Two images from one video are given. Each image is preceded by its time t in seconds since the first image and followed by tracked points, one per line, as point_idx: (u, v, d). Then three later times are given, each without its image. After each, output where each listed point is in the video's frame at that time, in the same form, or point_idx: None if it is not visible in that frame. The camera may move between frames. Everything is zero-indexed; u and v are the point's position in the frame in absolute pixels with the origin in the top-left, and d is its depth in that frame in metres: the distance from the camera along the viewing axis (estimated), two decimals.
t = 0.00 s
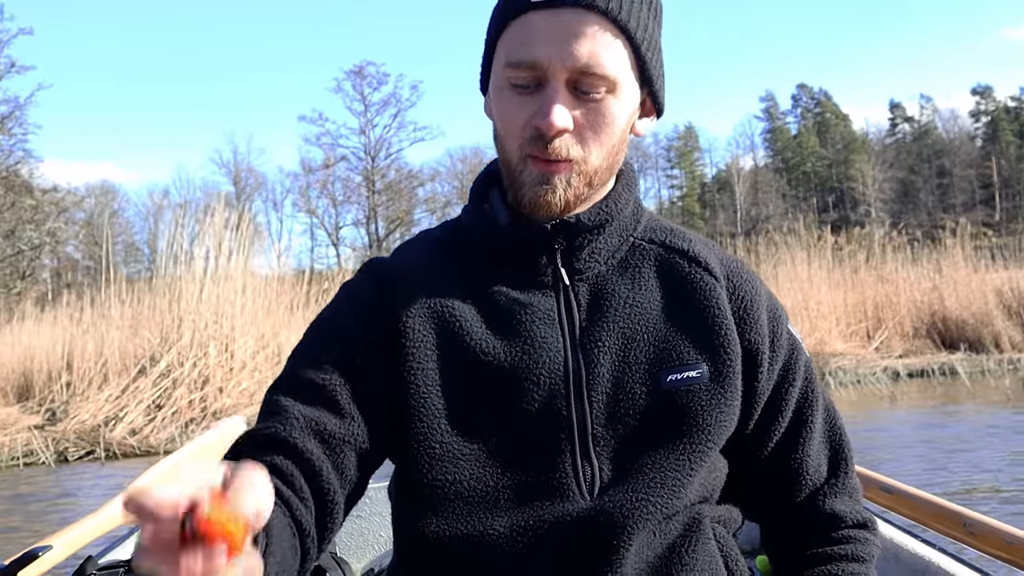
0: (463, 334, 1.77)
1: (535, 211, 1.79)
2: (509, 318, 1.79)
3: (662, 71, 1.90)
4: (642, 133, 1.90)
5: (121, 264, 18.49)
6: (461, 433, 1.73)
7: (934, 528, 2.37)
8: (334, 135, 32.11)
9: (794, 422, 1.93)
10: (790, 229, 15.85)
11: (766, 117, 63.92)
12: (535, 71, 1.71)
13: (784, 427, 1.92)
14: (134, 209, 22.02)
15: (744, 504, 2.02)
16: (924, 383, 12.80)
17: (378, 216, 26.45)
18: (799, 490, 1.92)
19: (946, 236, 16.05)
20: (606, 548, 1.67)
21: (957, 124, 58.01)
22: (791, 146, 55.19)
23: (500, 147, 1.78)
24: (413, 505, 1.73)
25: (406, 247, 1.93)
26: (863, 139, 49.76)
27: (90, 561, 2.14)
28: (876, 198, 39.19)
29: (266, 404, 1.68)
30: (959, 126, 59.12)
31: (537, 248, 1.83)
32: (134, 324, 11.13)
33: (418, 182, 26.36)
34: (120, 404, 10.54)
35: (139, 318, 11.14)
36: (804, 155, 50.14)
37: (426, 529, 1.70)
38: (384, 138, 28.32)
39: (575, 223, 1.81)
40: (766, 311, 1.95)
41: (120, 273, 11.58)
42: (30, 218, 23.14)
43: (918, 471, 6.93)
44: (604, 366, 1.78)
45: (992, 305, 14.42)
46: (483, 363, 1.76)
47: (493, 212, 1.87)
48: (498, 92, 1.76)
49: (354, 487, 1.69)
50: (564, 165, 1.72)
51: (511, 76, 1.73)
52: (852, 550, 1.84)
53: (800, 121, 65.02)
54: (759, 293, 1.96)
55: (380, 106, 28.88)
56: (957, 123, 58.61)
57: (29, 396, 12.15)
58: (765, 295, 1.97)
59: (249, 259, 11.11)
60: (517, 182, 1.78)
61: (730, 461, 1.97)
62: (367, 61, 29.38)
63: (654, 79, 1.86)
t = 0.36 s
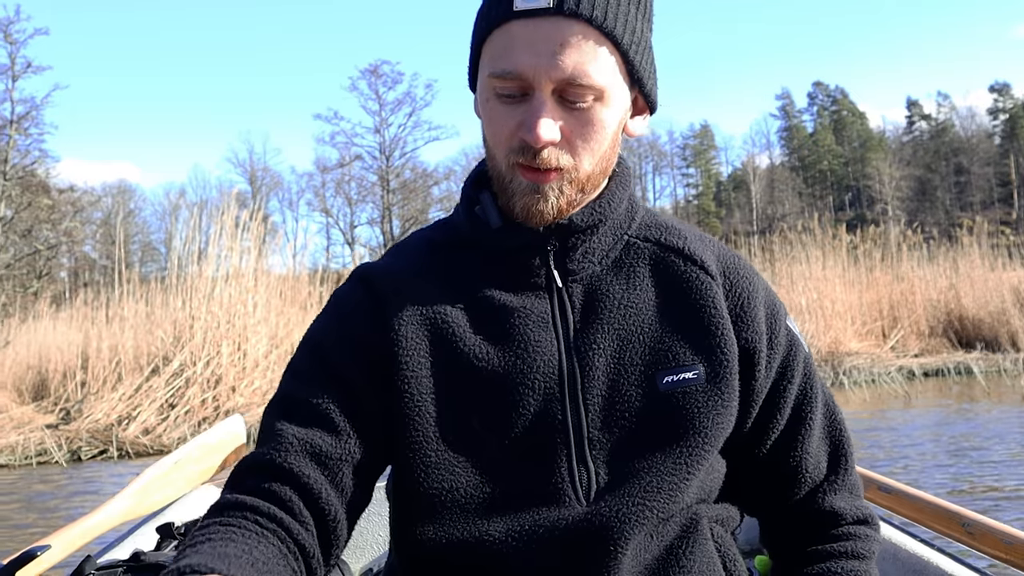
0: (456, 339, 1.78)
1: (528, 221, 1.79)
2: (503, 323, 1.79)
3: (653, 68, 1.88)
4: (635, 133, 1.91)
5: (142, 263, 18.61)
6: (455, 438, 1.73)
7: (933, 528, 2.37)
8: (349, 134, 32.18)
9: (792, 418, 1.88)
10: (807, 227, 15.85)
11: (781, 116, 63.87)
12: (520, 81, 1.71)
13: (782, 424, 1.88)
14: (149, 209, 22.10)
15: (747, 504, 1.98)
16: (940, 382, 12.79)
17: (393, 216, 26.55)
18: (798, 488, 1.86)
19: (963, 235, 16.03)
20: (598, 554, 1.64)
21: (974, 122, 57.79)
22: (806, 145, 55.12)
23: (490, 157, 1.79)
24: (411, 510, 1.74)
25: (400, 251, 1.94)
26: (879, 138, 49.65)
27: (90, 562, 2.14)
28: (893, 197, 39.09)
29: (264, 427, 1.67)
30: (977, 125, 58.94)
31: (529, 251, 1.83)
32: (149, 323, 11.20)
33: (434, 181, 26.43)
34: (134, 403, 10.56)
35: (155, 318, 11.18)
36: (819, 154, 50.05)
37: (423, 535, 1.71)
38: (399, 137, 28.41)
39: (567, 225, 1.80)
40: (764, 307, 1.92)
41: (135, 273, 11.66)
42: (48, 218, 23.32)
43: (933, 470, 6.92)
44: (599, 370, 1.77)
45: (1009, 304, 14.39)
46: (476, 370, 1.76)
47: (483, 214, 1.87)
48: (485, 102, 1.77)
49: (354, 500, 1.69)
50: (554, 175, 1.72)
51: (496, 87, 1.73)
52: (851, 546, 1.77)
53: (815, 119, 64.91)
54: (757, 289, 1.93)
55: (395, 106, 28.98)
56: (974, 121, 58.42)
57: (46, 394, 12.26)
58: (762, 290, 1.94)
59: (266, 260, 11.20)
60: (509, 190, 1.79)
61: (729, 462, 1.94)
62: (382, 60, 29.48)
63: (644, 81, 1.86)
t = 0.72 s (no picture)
0: (455, 341, 1.79)
1: (528, 223, 1.80)
2: (502, 325, 1.80)
3: (650, 67, 1.89)
4: (631, 132, 1.91)
5: (163, 263, 18.64)
6: (456, 440, 1.74)
7: (936, 526, 2.38)
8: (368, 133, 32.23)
9: (792, 415, 1.88)
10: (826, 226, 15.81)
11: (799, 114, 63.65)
12: (520, 83, 1.71)
13: (782, 421, 1.88)
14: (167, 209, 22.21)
15: (748, 503, 1.98)
16: (959, 381, 12.75)
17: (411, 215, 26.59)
18: (798, 485, 1.86)
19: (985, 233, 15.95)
20: (598, 555, 1.64)
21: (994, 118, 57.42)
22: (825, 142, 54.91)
23: (489, 159, 1.80)
24: (412, 512, 1.74)
25: (398, 253, 1.94)
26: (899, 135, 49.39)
27: (93, 561, 2.15)
28: (914, 195, 38.90)
29: (264, 429, 1.68)
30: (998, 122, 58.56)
31: (528, 253, 1.84)
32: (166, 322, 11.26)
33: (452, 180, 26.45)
34: (150, 402, 10.63)
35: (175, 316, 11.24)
36: (838, 151, 49.81)
37: (425, 537, 1.72)
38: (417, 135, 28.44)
39: (566, 225, 1.81)
40: (763, 304, 1.92)
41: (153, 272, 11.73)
42: (67, 217, 23.45)
43: (950, 469, 6.88)
44: (599, 370, 1.78)
45: None
46: (476, 372, 1.77)
47: (481, 216, 1.87)
48: (484, 104, 1.78)
49: (358, 501, 1.70)
50: (555, 176, 1.73)
51: (495, 89, 1.74)
52: (853, 544, 1.77)
53: (834, 116, 64.66)
54: (755, 287, 1.93)
55: (413, 105, 29.01)
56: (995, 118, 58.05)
57: (64, 394, 12.30)
58: (761, 288, 1.94)
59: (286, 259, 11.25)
60: (509, 193, 1.79)
61: (729, 461, 1.94)
62: (400, 59, 29.50)
63: (642, 80, 1.86)
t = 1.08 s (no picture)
0: (450, 344, 1.80)
1: (519, 222, 1.80)
2: (497, 327, 1.81)
3: (635, 63, 1.90)
4: (619, 129, 1.92)
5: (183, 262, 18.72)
6: (454, 442, 1.75)
7: (936, 526, 2.38)
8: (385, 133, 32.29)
9: (786, 410, 1.88)
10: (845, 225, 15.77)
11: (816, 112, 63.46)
12: (507, 79, 1.72)
13: (776, 417, 1.88)
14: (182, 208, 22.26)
15: (746, 503, 1.98)
16: (976, 382, 12.69)
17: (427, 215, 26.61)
18: (794, 481, 1.86)
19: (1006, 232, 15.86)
20: (597, 555, 1.65)
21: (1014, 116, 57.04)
22: (844, 141, 54.68)
23: (479, 158, 1.80)
24: (411, 515, 1.75)
25: (391, 256, 1.95)
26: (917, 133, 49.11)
27: (93, 563, 2.17)
28: (932, 194, 38.69)
29: (267, 428, 1.68)
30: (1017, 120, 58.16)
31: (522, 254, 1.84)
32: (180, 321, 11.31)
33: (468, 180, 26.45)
34: (165, 401, 10.69)
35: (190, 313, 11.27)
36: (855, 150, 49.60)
37: (424, 540, 1.72)
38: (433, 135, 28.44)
39: (557, 225, 1.82)
40: (754, 300, 1.92)
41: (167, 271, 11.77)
42: (84, 217, 23.60)
43: (968, 470, 6.85)
44: (594, 370, 1.78)
45: None
46: (471, 375, 1.77)
47: (473, 218, 1.87)
48: (471, 103, 1.78)
49: (366, 501, 1.70)
50: (546, 173, 1.73)
51: (482, 87, 1.75)
52: (850, 539, 1.77)
53: (853, 115, 64.44)
54: (747, 282, 1.94)
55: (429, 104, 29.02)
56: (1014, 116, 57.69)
57: (80, 393, 12.37)
58: (752, 284, 1.95)
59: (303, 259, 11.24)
60: (500, 194, 1.80)
61: (726, 460, 1.95)
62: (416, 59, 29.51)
63: (627, 77, 1.87)
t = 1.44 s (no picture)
0: (444, 347, 1.81)
1: (511, 228, 1.81)
2: (492, 330, 1.82)
3: (628, 67, 1.90)
4: (612, 133, 1.93)
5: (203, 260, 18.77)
6: (449, 446, 1.76)
7: (935, 527, 2.38)
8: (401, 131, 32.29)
9: (783, 409, 1.88)
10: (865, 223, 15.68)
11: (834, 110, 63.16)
12: (498, 88, 1.73)
13: (773, 415, 1.88)
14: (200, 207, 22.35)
15: (745, 502, 1.98)
16: (994, 381, 12.61)
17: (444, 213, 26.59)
18: (792, 479, 1.86)
19: None
20: (594, 556, 1.65)
21: None
22: (863, 138, 54.37)
23: (470, 165, 1.81)
24: (407, 517, 1.76)
25: (385, 260, 1.96)
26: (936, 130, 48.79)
27: (94, 562, 2.19)
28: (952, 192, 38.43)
29: (263, 437, 1.69)
30: None
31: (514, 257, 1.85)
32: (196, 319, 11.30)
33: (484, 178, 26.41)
34: (180, 399, 10.77)
35: (204, 310, 11.26)
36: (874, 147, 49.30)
37: (421, 542, 1.73)
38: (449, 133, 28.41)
39: (550, 228, 1.82)
40: (749, 298, 1.93)
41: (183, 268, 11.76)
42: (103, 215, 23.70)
43: (988, 470, 6.80)
44: (589, 371, 1.79)
45: None
46: (465, 379, 1.78)
47: (465, 221, 1.88)
48: (463, 111, 1.79)
49: (362, 507, 1.72)
50: (537, 180, 1.75)
51: (473, 95, 1.75)
52: (849, 538, 1.77)
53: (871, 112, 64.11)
54: (741, 281, 1.94)
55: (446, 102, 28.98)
56: None
57: (97, 390, 12.43)
58: (748, 282, 1.95)
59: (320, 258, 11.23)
60: (492, 200, 1.81)
61: (722, 459, 1.95)
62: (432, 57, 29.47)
63: (620, 81, 1.88)
